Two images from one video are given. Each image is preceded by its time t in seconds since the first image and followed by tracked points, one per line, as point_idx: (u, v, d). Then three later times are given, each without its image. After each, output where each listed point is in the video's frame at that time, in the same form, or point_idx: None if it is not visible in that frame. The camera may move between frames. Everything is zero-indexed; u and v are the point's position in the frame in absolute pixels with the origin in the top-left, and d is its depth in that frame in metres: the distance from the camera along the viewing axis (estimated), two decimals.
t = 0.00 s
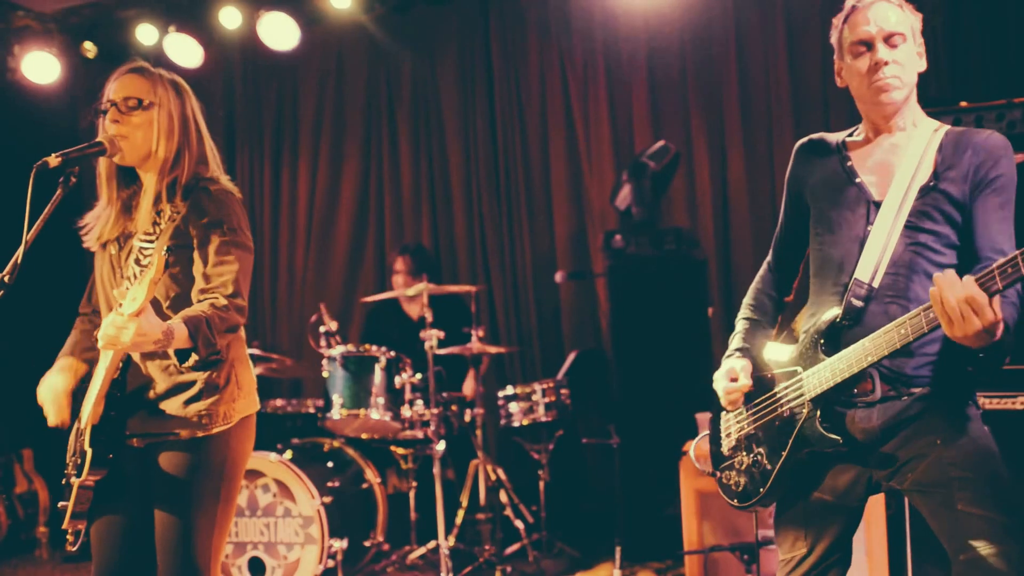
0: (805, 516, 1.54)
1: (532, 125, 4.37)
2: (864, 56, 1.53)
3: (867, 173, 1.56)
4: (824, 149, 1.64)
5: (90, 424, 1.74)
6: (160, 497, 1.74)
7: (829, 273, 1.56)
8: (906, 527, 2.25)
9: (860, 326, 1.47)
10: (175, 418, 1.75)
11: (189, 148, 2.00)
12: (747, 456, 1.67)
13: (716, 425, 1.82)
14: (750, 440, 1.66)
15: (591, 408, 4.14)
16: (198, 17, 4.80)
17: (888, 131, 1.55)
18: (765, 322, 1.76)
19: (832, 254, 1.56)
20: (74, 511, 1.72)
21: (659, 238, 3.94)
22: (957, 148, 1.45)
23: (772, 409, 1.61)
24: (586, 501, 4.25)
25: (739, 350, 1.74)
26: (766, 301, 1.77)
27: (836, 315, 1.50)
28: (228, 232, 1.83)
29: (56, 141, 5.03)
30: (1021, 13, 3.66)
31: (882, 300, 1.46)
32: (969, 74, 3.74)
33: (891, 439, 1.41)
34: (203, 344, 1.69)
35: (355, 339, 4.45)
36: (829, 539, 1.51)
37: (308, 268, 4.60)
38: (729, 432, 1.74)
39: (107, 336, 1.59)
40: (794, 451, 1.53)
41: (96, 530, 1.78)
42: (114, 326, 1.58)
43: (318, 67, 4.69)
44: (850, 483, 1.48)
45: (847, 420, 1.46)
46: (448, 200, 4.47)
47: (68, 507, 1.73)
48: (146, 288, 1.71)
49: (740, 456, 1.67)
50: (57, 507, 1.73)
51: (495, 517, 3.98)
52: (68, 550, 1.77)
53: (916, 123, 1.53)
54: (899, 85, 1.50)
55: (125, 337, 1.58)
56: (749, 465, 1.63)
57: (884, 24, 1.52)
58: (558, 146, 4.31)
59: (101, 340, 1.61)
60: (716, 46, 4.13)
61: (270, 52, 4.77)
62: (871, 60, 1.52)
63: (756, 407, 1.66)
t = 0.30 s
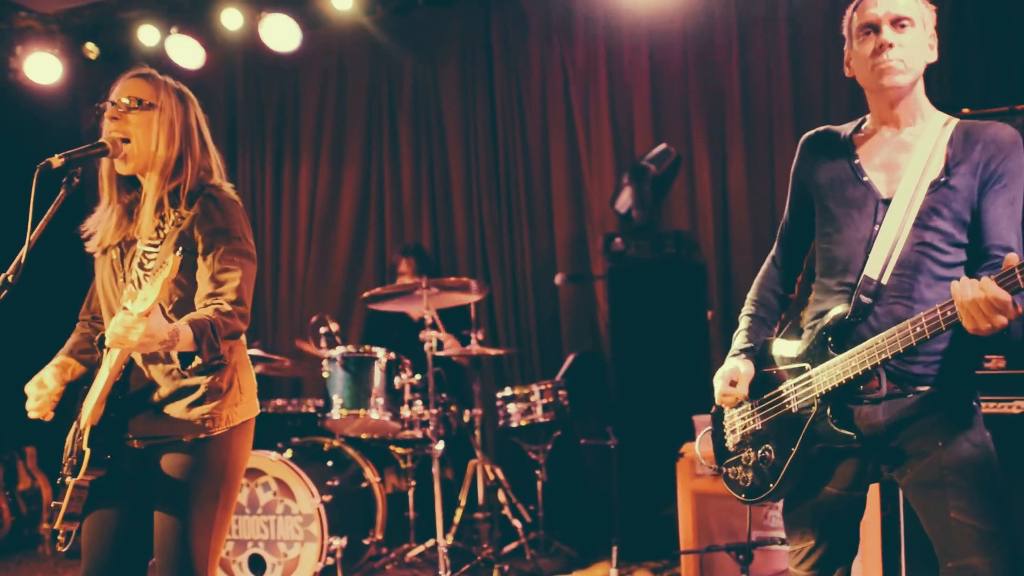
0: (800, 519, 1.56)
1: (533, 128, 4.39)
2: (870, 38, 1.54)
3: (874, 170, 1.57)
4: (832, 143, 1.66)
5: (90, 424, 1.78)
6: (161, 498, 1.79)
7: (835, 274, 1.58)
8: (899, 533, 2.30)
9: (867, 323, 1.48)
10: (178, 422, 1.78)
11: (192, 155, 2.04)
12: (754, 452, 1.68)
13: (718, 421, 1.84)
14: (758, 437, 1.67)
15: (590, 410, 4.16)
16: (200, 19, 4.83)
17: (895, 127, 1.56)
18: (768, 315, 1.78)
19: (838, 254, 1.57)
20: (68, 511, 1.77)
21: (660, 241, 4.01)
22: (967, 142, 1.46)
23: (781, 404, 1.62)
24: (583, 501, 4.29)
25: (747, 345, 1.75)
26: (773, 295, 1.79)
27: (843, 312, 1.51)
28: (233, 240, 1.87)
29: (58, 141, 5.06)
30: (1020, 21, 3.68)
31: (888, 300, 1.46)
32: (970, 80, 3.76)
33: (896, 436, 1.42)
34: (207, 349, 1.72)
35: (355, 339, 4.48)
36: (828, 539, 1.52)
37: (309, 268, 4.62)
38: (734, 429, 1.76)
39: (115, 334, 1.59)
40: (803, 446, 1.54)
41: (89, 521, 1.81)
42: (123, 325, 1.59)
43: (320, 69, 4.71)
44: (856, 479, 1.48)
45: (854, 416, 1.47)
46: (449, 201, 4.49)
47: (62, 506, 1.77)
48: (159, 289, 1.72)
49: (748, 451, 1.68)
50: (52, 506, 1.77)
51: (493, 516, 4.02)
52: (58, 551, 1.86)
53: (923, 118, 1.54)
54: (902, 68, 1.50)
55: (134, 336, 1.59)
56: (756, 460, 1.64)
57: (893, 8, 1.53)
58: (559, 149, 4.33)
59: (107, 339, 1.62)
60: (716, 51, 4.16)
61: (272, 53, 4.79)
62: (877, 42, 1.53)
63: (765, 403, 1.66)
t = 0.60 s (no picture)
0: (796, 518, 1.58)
1: (536, 129, 4.42)
2: (882, 9, 1.56)
3: (887, 171, 1.55)
4: (844, 138, 1.63)
5: (95, 420, 1.83)
6: (163, 494, 1.82)
7: (847, 277, 1.56)
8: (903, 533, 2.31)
9: (879, 328, 1.47)
10: (181, 419, 1.81)
11: (197, 154, 2.07)
12: (761, 452, 1.67)
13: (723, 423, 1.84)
14: (764, 437, 1.66)
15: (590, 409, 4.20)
16: (205, 20, 4.86)
17: (906, 118, 1.56)
18: (774, 315, 1.76)
19: (852, 258, 1.55)
20: (73, 509, 1.82)
21: (660, 241, 4.02)
22: (979, 137, 1.47)
23: (789, 407, 1.60)
24: (584, 499, 4.32)
25: (752, 350, 1.73)
26: (776, 292, 1.77)
27: (853, 317, 1.49)
28: (238, 237, 1.90)
29: (63, 140, 5.09)
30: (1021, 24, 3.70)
31: (903, 308, 1.45)
32: (971, 83, 3.78)
33: (907, 442, 1.42)
34: (213, 345, 1.76)
35: (358, 337, 4.51)
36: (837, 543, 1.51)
37: (313, 267, 4.65)
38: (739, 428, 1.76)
39: (124, 329, 1.63)
40: (811, 448, 1.53)
41: (95, 524, 1.85)
42: (132, 320, 1.63)
43: (324, 70, 4.74)
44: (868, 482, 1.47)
45: (867, 421, 1.46)
46: (451, 201, 4.52)
47: (67, 506, 1.83)
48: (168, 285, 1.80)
49: (753, 451, 1.68)
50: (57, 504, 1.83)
51: (495, 513, 4.05)
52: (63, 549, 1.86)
53: (938, 113, 1.53)
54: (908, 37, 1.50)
55: (144, 331, 1.63)
56: (764, 461, 1.63)
57: None
58: (561, 150, 4.36)
59: (116, 334, 1.65)
60: (717, 53, 4.19)
61: (277, 54, 4.82)
62: (888, 11, 1.54)
63: (774, 405, 1.65)
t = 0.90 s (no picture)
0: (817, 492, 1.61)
1: (541, 131, 4.49)
2: None
3: (913, 174, 1.55)
4: (863, 136, 1.62)
5: (112, 418, 1.89)
6: (175, 488, 1.85)
7: (872, 284, 1.57)
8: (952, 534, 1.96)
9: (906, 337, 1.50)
10: (192, 414, 1.85)
11: (213, 154, 2.13)
12: (779, 450, 1.65)
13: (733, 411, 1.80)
14: (783, 437, 1.64)
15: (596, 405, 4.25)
16: (216, 21, 4.93)
17: (932, 117, 1.55)
18: (786, 305, 1.73)
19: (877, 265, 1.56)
20: (91, 502, 1.86)
21: (663, 238, 4.14)
22: (1004, 142, 1.49)
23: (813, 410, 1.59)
24: (591, 493, 4.36)
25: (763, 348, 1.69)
26: (787, 282, 1.74)
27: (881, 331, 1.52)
28: (250, 238, 1.95)
29: (74, 139, 5.14)
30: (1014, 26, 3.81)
31: (928, 317, 1.49)
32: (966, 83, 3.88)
33: (928, 443, 1.46)
34: (226, 345, 1.81)
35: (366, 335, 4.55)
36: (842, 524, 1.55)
37: (321, 265, 4.70)
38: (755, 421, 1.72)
39: (141, 333, 1.70)
40: (839, 451, 1.53)
41: (112, 520, 1.90)
42: (147, 324, 1.70)
43: (333, 73, 4.81)
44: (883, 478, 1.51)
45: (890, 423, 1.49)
46: (459, 200, 4.59)
47: (84, 500, 1.86)
48: (186, 289, 1.87)
49: (771, 449, 1.66)
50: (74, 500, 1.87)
51: (503, 508, 4.09)
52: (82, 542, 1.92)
53: (965, 112, 1.53)
54: (931, 23, 1.49)
55: (162, 334, 1.70)
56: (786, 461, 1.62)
57: None
58: (566, 151, 4.44)
59: (134, 337, 1.72)
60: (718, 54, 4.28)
61: (287, 55, 4.89)
62: None
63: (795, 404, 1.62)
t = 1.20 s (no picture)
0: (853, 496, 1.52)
1: (561, 126, 4.43)
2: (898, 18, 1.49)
3: (928, 162, 1.47)
4: (874, 125, 1.55)
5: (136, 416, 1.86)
6: (201, 483, 1.83)
7: (884, 273, 1.49)
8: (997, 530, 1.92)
9: (927, 329, 1.39)
10: (219, 411, 1.82)
11: (235, 149, 2.10)
12: (800, 451, 1.58)
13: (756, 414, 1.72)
14: (804, 436, 1.57)
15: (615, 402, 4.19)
16: (235, 18, 4.93)
17: (944, 110, 1.48)
18: (806, 302, 1.64)
19: (889, 254, 1.49)
20: (116, 497, 1.85)
21: (687, 235, 4.05)
22: None
23: (834, 408, 1.51)
24: (611, 492, 4.31)
25: (786, 339, 1.61)
26: (809, 281, 1.65)
27: (899, 319, 1.41)
28: (273, 233, 1.92)
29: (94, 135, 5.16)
30: None
31: (946, 306, 1.39)
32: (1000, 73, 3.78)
33: (952, 438, 1.36)
34: (250, 340, 1.77)
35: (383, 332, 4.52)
36: (859, 524, 1.45)
37: (339, 261, 4.68)
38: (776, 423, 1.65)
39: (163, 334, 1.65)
40: (856, 452, 1.45)
41: (139, 516, 1.87)
42: (171, 325, 1.64)
43: (351, 68, 4.78)
44: (904, 482, 1.41)
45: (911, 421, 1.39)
46: (477, 195, 4.53)
47: (110, 496, 1.85)
48: (209, 288, 1.84)
49: (793, 450, 1.58)
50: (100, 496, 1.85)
51: (522, 506, 4.04)
52: (106, 537, 1.92)
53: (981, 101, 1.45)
54: (931, 35, 1.42)
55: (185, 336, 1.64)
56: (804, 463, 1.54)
57: None
58: (586, 146, 4.38)
59: (159, 333, 1.66)
60: (743, 47, 4.21)
61: (305, 51, 4.87)
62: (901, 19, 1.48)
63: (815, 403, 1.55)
